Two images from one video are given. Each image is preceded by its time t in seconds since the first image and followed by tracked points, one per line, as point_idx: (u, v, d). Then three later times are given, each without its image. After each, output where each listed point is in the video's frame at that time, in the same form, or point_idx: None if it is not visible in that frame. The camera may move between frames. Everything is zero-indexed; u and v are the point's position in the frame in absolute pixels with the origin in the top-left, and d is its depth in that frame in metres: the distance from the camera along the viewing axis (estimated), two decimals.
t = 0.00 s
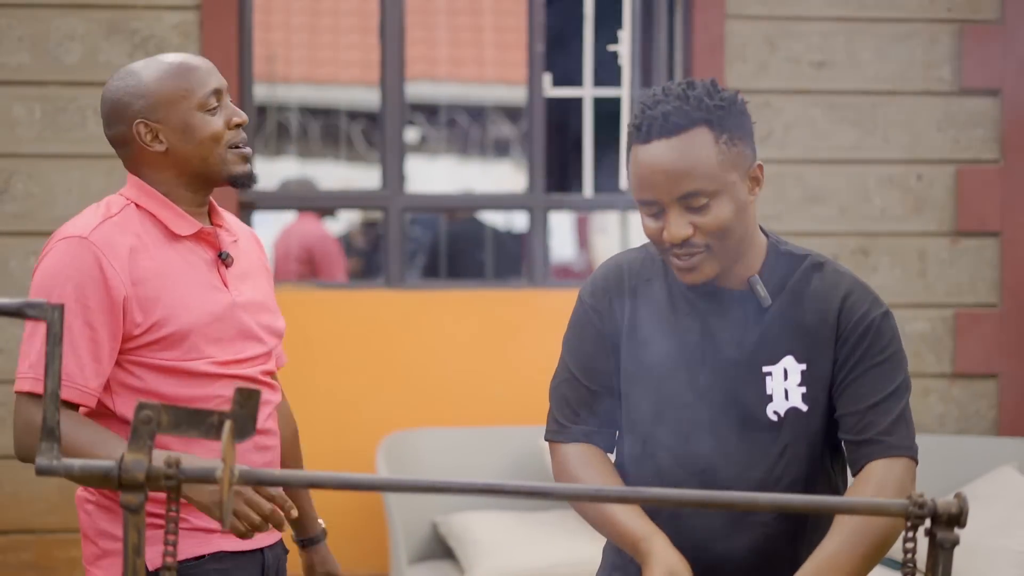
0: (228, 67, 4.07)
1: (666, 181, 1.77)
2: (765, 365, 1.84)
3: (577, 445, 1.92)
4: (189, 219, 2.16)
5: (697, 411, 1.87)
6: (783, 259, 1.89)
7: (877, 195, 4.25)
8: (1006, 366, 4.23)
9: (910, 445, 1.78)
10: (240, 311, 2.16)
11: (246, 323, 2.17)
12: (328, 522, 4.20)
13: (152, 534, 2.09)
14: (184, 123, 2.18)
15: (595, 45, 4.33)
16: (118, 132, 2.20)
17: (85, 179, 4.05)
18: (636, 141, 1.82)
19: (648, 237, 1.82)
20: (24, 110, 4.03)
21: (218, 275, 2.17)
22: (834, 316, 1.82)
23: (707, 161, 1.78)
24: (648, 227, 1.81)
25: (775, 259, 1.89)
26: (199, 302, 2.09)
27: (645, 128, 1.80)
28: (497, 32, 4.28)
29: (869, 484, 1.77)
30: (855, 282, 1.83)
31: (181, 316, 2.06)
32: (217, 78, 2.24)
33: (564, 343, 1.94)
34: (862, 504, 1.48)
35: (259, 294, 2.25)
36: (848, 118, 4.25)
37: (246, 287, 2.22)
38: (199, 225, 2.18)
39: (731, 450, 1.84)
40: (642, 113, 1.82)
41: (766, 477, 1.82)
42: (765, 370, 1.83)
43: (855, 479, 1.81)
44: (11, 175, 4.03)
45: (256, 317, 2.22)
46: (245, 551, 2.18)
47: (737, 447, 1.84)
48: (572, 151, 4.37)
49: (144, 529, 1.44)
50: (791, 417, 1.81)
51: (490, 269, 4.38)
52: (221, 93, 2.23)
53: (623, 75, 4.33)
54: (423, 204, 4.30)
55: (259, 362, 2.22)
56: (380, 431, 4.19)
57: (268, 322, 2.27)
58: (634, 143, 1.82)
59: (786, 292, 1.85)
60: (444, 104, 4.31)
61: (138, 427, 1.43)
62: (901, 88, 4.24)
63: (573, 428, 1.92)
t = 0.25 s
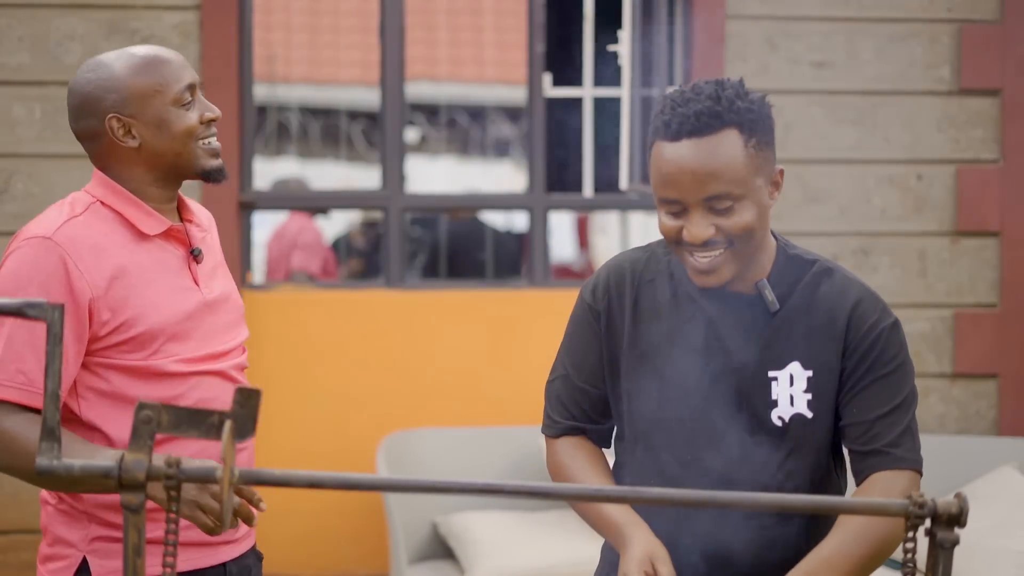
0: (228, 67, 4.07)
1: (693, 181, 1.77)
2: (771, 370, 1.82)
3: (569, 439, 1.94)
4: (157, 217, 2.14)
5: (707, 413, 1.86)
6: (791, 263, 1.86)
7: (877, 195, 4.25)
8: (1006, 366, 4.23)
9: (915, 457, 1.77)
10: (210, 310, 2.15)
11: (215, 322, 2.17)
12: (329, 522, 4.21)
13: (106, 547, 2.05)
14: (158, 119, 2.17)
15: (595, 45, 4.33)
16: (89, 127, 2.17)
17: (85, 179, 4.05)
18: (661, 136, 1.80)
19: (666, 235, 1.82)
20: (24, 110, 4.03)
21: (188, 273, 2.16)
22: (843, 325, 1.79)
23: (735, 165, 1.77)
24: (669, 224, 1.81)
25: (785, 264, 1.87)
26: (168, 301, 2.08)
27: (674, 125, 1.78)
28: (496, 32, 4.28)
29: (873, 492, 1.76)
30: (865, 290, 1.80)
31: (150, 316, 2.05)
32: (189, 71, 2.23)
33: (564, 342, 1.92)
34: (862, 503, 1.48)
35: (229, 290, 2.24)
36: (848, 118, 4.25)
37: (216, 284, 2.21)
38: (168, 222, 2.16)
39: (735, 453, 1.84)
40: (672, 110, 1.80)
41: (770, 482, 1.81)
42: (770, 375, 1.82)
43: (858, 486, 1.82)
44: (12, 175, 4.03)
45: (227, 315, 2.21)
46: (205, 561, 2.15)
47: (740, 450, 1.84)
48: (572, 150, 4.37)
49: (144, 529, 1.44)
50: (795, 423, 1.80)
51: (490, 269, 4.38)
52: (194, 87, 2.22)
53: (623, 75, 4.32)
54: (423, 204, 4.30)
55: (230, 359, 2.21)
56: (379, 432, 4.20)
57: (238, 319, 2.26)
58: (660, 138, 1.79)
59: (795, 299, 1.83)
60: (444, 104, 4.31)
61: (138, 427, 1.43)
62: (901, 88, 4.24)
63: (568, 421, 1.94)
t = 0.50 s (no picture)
0: (233, 65, 4.07)
1: (720, 145, 1.78)
2: (768, 369, 1.82)
3: (576, 436, 1.91)
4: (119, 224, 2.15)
5: (703, 412, 1.83)
6: (791, 262, 1.89)
7: (882, 193, 4.25)
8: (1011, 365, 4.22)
9: (900, 458, 1.79)
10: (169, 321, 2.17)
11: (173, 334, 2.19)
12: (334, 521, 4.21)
13: (60, 553, 2.08)
14: (115, 119, 2.16)
15: (600, 44, 4.32)
16: (43, 128, 2.16)
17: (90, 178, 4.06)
18: (691, 107, 1.83)
19: (682, 203, 1.80)
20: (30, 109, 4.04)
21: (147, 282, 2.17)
22: (839, 322, 1.82)
23: (763, 137, 1.79)
24: (687, 190, 1.80)
25: (785, 264, 1.89)
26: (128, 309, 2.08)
27: (706, 95, 1.82)
28: (502, 31, 4.28)
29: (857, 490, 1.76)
30: (862, 290, 1.83)
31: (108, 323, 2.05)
32: (145, 70, 2.23)
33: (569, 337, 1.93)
34: (866, 503, 1.48)
35: (182, 301, 2.25)
36: (853, 116, 4.24)
37: (172, 294, 2.23)
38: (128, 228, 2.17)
39: (733, 454, 1.82)
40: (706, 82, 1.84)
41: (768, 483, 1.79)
42: (768, 373, 1.82)
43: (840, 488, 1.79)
44: (17, 173, 4.03)
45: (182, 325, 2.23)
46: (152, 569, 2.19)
47: (739, 450, 1.82)
48: (577, 148, 4.36)
49: (149, 528, 1.44)
50: (794, 422, 1.80)
51: (495, 268, 4.38)
52: (151, 86, 2.23)
53: (628, 73, 4.31)
54: (427, 203, 4.30)
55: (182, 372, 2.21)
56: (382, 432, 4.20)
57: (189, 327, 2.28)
58: (693, 106, 1.83)
59: (793, 297, 1.85)
60: (448, 102, 4.30)
61: (144, 425, 1.43)
62: (907, 86, 4.23)
63: (571, 421, 1.91)
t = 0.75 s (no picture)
0: (234, 65, 4.07)
1: (710, 134, 1.81)
2: (762, 365, 1.82)
3: (589, 435, 1.85)
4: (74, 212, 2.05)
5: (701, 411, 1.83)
6: (784, 258, 1.88)
7: (883, 193, 4.25)
8: (1012, 364, 4.22)
9: (894, 449, 1.79)
10: (130, 310, 2.03)
11: (136, 324, 2.05)
12: (336, 521, 4.21)
13: (28, 556, 1.98)
14: (70, 103, 2.08)
15: (601, 43, 4.32)
16: None
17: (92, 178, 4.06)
18: (681, 100, 1.86)
19: (671, 192, 1.82)
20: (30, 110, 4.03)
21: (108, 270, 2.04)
22: (830, 315, 1.84)
23: (752, 127, 1.82)
24: (677, 179, 1.82)
25: (777, 257, 1.88)
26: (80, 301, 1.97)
27: (697, 88, 1.84)
28: (503, 30, 4.28)
29: (851, 485, 1.76)
30: (853, 283, 1.85)
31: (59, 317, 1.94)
32: (103, 56, 2.15)
33: (570, 337, 1.90)
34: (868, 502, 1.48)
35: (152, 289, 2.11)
36: (854, 116, 4.24)
37: (139, 282, 2.09)
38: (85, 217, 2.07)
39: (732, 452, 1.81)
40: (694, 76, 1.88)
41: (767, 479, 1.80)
42: (763, 370, 1.82)
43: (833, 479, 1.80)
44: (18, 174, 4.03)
45: (150, 316, 2.09)
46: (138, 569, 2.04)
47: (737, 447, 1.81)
48: (578, 148, 4.37)
49: (151, 528, 1.44)
50: (790, 417, 1.80)
51: (496, 267, 4.38)
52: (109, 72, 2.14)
53: (629, 73, 4.32)
54: (428, 203, 4.30)
55: (150, 364, 2.07)
56: (383, 432, 4.20)
57: (162, 319, 2.13)
58: (682, 98, 1.86)
59: (785, 292, 1.86)
60: (449, 102, 4.30)
61: (144, 425, 1.43)
62: (907, 85, 4.23)
63: (574, 418, 1.86)
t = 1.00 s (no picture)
0: (236, 64, 4.07)
1: (703, 135, 1.79)
2: (762, 366, 1.82)
3: (592, 432, 1.83)
4: (49, 210, 2.02)
5: (702, 412, 1.83)
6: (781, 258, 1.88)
7: (886, 192, 4.25)
8: (1015, 364, 4.22)
9: (896, 449, 1.77)
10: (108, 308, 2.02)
11: (116, 322, 2.03)
12: (338, 521, 4.21)
13: (5, 560, 1.93)
14: (32, 99, 2.06)
15: (603, 43, 4.33)
16: None
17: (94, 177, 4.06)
18: (674, 102, 1.84)
19: (665, 195, 1.81)
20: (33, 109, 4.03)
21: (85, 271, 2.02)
22: (829, 315, 1.83)
23: (744, 129, 1.81)
24: (670, 181, 1.80)
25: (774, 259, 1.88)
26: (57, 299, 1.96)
27: (688, 90, 1.83)
28: (505, 30, 4.28)
29: (856, 485, 1.73)
30: (853, 282, 1.84)
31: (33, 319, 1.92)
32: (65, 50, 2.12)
33: (570, 337, 1.90)
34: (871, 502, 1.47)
35: (137, 283, 2.10)
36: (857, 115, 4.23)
37: (121, 279, 2.07)
38: (62, 214, 2.03)
39: (733, 453, 1.81)
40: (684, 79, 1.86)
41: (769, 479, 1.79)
42: (763, 370, 1.82)
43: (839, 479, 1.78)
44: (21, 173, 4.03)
45: (134, 312, 2.07)
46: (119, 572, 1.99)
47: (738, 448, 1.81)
48: (580, 147, 4.37)
49: (153, 527, 1.44)
50: (791, 417, 1.80)
51: (498, 266, 4.38)
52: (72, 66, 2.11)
53: (631, 73, 4.32)
54: (430, 202, 4.30)
55: (136, 359, 2.07)
56: (385, 433, 4.20)
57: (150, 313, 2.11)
58: (674, 101, 1.85)
59: (784, 292, 1.85)
60: (451, 101, 4.30)
61: (146, 425, 1.42)
62: (910, 84, 4.22)
63: (579, 415, 1.85)
